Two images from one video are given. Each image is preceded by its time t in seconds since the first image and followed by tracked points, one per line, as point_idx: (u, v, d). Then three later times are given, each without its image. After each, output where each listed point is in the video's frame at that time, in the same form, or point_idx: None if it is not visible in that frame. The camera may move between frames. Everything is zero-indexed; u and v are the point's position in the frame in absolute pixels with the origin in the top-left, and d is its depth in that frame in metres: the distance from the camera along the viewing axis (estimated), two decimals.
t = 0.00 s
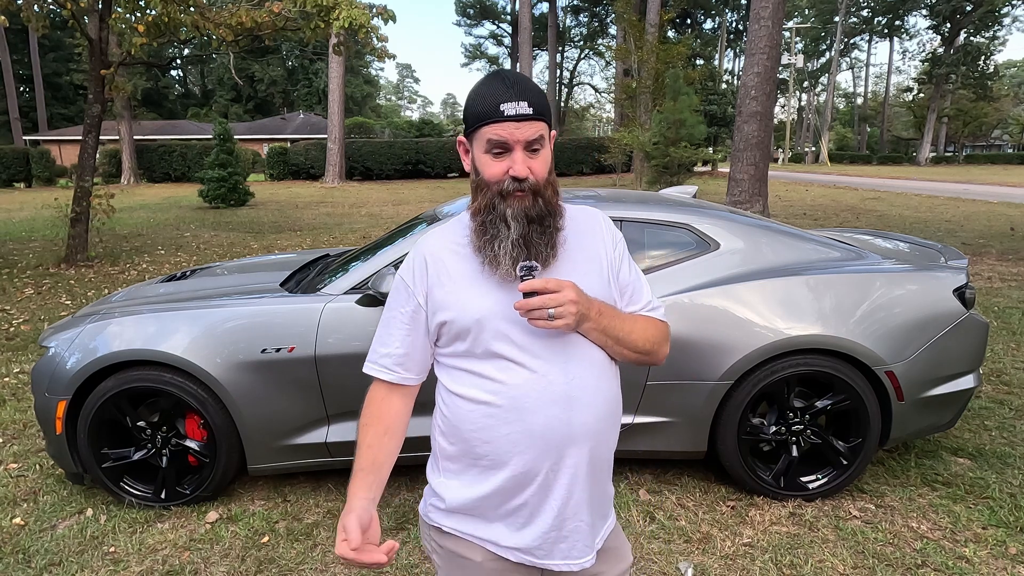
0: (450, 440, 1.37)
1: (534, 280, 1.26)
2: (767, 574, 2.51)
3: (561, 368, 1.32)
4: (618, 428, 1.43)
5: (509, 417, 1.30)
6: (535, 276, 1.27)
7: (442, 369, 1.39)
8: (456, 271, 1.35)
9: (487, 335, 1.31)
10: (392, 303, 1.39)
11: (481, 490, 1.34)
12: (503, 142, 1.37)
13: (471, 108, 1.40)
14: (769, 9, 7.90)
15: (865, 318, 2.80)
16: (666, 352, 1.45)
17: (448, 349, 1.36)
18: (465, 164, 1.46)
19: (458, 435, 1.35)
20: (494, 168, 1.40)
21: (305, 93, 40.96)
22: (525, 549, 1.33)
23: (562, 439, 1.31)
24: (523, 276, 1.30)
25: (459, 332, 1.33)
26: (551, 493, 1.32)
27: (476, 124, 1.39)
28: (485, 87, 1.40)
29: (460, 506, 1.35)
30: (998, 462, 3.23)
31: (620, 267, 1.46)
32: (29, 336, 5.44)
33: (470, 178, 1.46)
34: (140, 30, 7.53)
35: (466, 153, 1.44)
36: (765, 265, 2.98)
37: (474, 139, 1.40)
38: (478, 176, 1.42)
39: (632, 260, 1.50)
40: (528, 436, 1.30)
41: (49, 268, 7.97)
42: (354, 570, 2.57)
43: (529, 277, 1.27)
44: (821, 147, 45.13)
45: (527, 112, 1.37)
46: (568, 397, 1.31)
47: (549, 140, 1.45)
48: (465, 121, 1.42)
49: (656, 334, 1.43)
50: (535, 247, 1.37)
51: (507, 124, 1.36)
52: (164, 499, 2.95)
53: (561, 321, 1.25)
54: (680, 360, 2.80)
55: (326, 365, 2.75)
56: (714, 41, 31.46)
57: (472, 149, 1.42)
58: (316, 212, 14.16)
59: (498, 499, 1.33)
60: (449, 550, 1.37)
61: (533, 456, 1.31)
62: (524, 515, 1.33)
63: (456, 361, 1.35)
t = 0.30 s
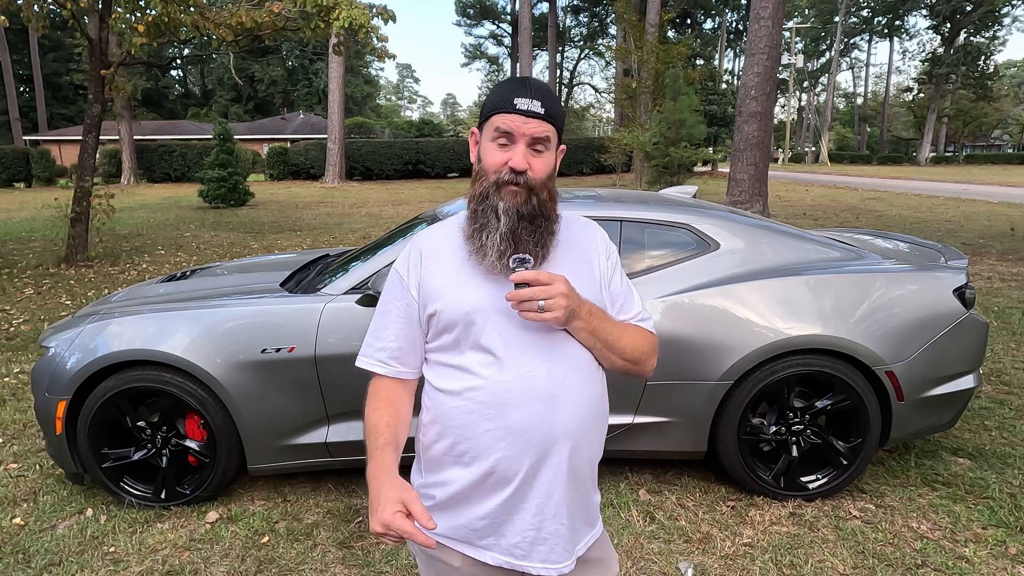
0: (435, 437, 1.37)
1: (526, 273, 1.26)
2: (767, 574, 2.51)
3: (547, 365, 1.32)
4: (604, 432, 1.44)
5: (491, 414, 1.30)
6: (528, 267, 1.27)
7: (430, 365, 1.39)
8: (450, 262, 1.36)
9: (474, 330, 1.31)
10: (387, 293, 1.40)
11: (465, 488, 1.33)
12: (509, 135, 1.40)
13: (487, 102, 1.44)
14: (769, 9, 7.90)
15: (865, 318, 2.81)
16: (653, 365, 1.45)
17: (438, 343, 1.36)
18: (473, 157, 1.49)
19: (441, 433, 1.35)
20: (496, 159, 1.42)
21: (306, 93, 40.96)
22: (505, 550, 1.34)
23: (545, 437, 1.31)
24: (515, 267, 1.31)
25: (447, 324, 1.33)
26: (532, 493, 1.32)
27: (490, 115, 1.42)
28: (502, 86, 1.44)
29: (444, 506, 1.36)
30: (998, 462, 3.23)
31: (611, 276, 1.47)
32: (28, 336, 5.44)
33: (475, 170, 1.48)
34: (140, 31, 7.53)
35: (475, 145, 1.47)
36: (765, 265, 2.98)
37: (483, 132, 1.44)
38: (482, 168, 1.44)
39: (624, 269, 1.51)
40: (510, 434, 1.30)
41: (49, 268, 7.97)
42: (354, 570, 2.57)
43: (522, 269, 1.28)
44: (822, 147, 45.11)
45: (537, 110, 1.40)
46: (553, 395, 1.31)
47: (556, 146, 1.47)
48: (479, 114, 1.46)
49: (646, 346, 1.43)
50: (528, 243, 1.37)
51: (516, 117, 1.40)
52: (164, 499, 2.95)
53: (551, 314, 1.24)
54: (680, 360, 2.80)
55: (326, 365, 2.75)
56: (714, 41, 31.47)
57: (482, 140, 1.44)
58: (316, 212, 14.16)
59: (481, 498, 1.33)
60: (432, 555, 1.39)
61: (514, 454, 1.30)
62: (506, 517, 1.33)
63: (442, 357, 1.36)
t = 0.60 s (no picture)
0: (429, 443, 1.38)
1: (517, 274, 1.26)
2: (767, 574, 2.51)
3: (538, 365, 1.32)
4: (599, 429, 1.43)
5: (487, 416, 1.31)
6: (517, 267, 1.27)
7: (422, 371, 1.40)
8: (439, 267, 1.36)
9: (467, 332, 1.31)
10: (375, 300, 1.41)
11: (461, 492, 1.33)
12: (495, 135, 1.40)
13: (474, 104, 1.44)
14: (769, 9, 7.91)
15: (865, 318, 2.80)
16: (647, 358, 1.44)
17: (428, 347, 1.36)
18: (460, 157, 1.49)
19: (438, 436, 1.35)
20: (482, 158, 1.41)
21: (306, 93, 40.96)
22: (506, 550, 1.34)
23: (540, 437, 1.31)
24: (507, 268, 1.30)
25: (439, 329, 1.33)
26: (529, 493, 1.32)
27: (476, 113, 1.42)
28: (490, 86, 1.44)
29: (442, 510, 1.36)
30: (998, 462, 3.23)
31: (602, 273, 1.46)
32: (28, 336, 5.44)
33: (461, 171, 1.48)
34: (140, 30, 7.54)
35: (462, 145, 1.46)
36: (765, 265, 2.98)
37: (470, 130, 1.43)
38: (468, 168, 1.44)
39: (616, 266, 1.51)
40: (506, 433, 1.30)
41: (49, 268, 7.97)
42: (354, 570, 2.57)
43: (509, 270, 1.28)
44: (821, 147, 45.14)
45: (525, 110, 1.40)
46: (547, 395, 1.31)
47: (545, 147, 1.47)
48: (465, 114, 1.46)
49: (639, 339, 1.42)
50: (515, 243, 1.37)
51: (503, 117, 1.39)
52: (164, 499, 2.95)
53: (543, 315, 1.24)
54: (680, 360, 2.80)
55: (326, 365, 2.75)
56: (714, 41, 31.48)
57: (469, 141, 1.44)
58: (315, 212, 14.16)
59: (478, 500, 1.33)
60: (429, 557, 1.38)
61: (512, 454, 1.31)
62: (504, 520, 1.33)
63: (434, 361, 1.36)
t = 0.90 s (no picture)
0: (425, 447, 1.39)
1: (503, 286, 1.25)
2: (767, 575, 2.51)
3: (529, 374, 1.31)
4: (595, 428, 1.42)
5: (479, 427, 1.31)
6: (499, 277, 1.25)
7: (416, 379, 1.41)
8: (421, 280, 1.36)
9: (454, 344, 1.31)
10: (365, 318, 1.42)
11: (459, 497, 1.35)
12: (461, 143, 1.37)
13: (432, 112, 1.41)
14: (769, 9, 7.91)
15: (865, 318, 2.81)
16: (643, 351, 1.41)
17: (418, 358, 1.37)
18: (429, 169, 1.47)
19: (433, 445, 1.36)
20: (453, 170, 1.39)
21: (306, 93, 40.95)
22: (506, 552, 1.34)
23: (533, 442, 1.31)
24: (495, 279, 1.27)
25: (426, 342, 1.34)
26: (525, 499, 1.32)
27: (437, 124, 1.39)
28: (445, 90, 1.39)
29: (441, 513, 1.37)
30: (998, 462, 3.23)
31: (591, 267, 1.44)
32: (29, 336, 5.44)
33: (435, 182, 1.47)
34: (140, 31, 7.54)
35: (429, 154, 1.44)
36: (765, 265, 2.98)
37: (434, 142, 1.41)
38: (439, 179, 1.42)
39: (607, 261, 1.48)
40: (498, 442, 1.31)
41: (49, 268, 7.96)
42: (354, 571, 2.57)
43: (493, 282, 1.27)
44: (821, 147, 45.13)
45: (488, 113, 1.36)
46: (540, 404, 1.30)
47: (513, 141, 1.44)
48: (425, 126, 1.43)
49: (632, 333, 1.39)
50: (501, 247, 1.36)
51: (466, 125, 1.36)
52: (164, 499, 2.95)
53: (530, 329, 1.23)
54: (680, 360, 2.80)
55: (326, 364, 2.75)
56: (714, 41, 31.48)
57: (434, 152, 1.42)
58: (315, 212, 14.16)
59: (474, 503, 1.34)
60: (429, 554, 1.40)
61: (505, 462, 1.31)
62: (502, 524, 1.33)
63: (426, 370, 1.37)
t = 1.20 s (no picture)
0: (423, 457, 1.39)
1: (483, 300, 1.24)
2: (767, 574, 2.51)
3: (523, 384, 1.30)
4: (593, 428, 1.42)
5: (476, 439, 1.31)
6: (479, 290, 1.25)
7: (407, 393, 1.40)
8: (405, 296, 1.34)
9: (445, 360, 1.31)
10: (348, 338, 1.40)
11: (460, 505, 1.35)
12: (426, 154, 1.35)
13: (390, 122, 1.38)
14: (769, 9, 7.91)
15: (865, 318, 2.81)
16: (634, 340, 1.42)
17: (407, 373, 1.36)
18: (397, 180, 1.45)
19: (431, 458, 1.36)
20: (422, 181, 1.38)
21: (306, 93, 40.94)
22: (508, 555, 1.34)
23: (532, 452, 1.31)
24: (472, 295, 1.27)
25: (416, 359, 1.32)
26: (526, 505, 1.32)
27: (398, 137, 1.37)
28: (400, 98, 1.36)
29: (443, 519, 1.37)
30: (998, 462, 3.23)
31: (576, 259, 1.44)
32: (28, 336, 5.44)
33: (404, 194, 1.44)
34: (141, 31, 7.55)
35: (394, 166, 1.42)
36: (764, 265, 2.98)
37: (397, 156, 1.39)
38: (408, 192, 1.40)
39: (592, 252, 1.48)
40: (497, 453, 1.31)
41: (49, 268, 7.97)
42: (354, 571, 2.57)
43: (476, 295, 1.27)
44: (821, 147, 45.15)
45: (448, 118, 1.34)
46: (536, 413, 1.30)
47: (479, 141, 1.42)
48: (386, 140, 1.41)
49: (622, 324, 1.40)
50: (483, 252, 1.35)
51: (427, 135, 1.34)
52: (164, 499, 2.95)
53: (514, 340, 1.23)
54: (680, 360, 2.80)
55: (326, 364, 2.75)
56: (714, 41, 31.48)
57: (399, 163, 1.39)
58: (315, 212, 14.16)
59: (474, 511, 1.34)
60: (431, 556, 1.39)
61: (504, 472, 1.31)
62: (505, 529, 1.34)
63: (419, 385, 1.36)
